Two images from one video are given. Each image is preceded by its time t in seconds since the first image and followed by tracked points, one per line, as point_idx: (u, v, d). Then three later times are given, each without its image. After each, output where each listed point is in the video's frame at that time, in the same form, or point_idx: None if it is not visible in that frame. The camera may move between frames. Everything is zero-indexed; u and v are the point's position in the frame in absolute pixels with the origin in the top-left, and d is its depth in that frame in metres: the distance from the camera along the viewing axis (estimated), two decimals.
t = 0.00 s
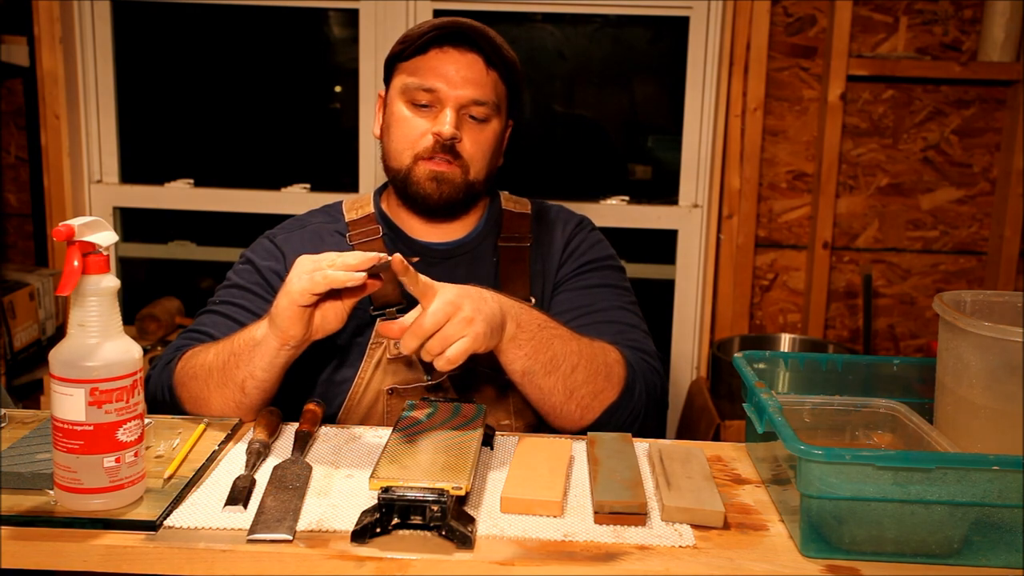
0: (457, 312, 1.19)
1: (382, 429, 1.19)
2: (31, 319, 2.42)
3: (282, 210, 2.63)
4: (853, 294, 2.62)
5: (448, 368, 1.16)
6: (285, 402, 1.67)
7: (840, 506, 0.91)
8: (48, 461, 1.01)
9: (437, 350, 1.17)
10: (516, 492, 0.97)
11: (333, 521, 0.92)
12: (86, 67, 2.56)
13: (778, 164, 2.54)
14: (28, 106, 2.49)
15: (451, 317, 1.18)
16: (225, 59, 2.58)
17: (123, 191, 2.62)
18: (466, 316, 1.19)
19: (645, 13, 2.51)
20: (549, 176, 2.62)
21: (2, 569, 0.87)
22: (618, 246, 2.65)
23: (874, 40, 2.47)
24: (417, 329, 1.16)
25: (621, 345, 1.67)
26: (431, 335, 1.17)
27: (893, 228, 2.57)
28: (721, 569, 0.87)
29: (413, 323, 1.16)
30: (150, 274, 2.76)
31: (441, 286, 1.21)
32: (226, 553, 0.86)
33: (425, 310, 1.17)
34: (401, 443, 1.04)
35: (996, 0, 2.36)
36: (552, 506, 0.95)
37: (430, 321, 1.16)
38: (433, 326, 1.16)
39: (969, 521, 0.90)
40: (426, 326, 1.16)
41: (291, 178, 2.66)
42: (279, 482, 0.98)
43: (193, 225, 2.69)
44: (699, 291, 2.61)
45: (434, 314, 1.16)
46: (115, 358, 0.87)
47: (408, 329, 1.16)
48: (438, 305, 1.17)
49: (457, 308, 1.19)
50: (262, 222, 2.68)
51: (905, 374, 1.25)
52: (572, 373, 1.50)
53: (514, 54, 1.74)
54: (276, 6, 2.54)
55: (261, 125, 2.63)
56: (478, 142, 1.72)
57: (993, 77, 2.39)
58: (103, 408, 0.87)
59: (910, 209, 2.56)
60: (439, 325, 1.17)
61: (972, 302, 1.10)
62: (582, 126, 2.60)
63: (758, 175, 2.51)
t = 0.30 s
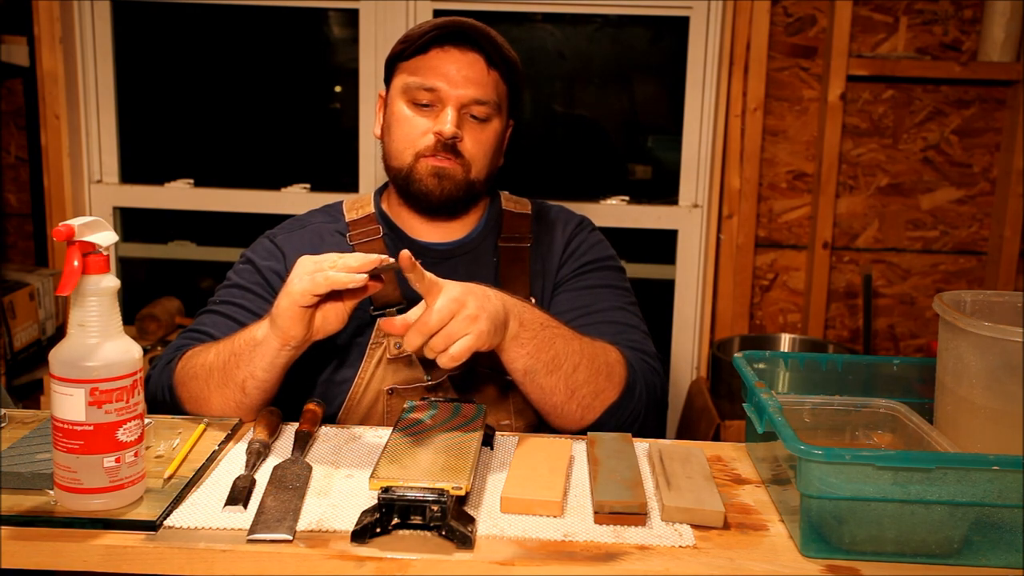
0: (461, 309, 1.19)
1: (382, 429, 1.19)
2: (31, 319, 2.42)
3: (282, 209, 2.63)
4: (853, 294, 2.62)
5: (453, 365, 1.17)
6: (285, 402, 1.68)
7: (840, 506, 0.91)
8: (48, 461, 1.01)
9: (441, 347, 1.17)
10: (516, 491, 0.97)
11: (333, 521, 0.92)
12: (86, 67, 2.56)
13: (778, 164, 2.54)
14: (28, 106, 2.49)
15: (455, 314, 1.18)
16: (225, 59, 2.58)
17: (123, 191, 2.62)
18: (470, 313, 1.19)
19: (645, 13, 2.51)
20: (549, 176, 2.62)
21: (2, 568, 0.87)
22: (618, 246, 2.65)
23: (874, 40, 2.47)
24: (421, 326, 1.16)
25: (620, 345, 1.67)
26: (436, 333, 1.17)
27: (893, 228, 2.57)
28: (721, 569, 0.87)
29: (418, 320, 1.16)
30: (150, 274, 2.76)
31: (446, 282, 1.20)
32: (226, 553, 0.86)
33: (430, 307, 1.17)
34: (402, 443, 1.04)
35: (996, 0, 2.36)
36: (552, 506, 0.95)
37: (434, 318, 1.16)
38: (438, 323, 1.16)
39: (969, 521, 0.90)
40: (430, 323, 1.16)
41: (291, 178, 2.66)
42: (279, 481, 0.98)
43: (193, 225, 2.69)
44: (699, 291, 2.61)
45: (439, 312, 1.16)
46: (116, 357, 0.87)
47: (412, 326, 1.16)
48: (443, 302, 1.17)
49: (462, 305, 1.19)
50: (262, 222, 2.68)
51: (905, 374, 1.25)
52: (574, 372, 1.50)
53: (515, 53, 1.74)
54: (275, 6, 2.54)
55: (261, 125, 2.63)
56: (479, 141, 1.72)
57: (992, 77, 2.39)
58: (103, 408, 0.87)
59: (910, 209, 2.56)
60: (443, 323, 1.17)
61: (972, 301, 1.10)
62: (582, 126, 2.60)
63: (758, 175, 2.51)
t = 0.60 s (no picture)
0: (473, 303, 1.19)
1: (382, 429, 1.19)
2: (31, 319, 2.42)
3: (282, 210, 2.63)
4: (853, 294, 2.62)
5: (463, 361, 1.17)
6: (285, 402, 1.67)
7: (840, 506, 0.91)
8: (48, 461, 1.01)
9: (451, 342, 1.18)
10: (515, 491, 0.97)
11: (333, 521, 0.92)
12: (86, 67, 2.56)
13: (778, 164, 2.54)
14: (28, 106, 2.49)
15: (467, 309, 1.18)
16: (225, 59, 2.58)
17: (123, 191, 2.62)
18: (481, 308, 1.20)
19: (645, 13, 2.51)
20: (549, 176, 2.62)
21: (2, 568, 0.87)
22: (618, 246, 2.64)
23: (874, 40, 2.47)
24: (434, 325, 1.15)
25: (622, 344, 1.67)
26: (448, 329, 1.17)
27: (893, 228, 2.57)
28: (721, 569, 0.87)
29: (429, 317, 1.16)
30: (151, 274, 2.76)
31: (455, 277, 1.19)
32: (226, 553, 0.86)
33: (442, 303, 1.16)
34: (402, 443, 1.04)
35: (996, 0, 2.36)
36: (552, 506, 0.95)
37: (446, 315, 1.16)
38: (448, 319, 1.16)
39: (968, 521, 0.90)
40: (443, 319, 1.16)
41: (291, 178, 2.66)
42: (279, 482, 0.98)
43: (193, 225, 2.69)
44: (699, 291, 2.61)
45: (450, 308, 1.16)
46: (116, 358, 0.87)
47: (422, 322, 1.16)
48: (455, 297, 1.17)
49: (474, 299, 1.19)
50: (262, 222, 2.67)
51: (905, 374, 1.25)
52: (579, 370, 1.50)
53: (515, 52, 1.74)
54: (276, 6, 2.54)
55: (261, 125, 2.63)
56: (480, 140, 1.72)
57: (992, 77, 2.39)
58: (103, 408, 0.87)
59: (910, 209, 2.56)
60: (455, 318, 1.17)
61: (972, 302, 1.10)
62: (583, 126, 2.60)
63: (758, 175, 2.51)
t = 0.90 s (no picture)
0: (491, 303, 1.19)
1: (382, 429, 1.19)
2: (31, 319, 2.42)
3: (282, 210, 2.63)
4: (853, 294, 2.62)
5: (482, 358, 1.17)
6: (285, 402, 1.68)
7: (840, 506, 0.91)
8: (48, 461, 1.01)
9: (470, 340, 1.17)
10: (515, 491, 0.97)
11: (333, 521, 0.92)
12: (86, 68, 2.56)
13: (778, 164, 2.54)
14: (28, 106, 2.49)
15: (485, 307, 1.19)
16: (225, 59, 2.58)
17: (123, 191, 2.62)
18: (499, 308, 1.20)
19: (645, 13, 2.51)
20: (549, 176, 2.62)
21: (2, 568, 0.87)
22: (618, 246, 2.64)
23: (874, 40, 2.46)
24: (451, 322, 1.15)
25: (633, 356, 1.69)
26: (467, 327, 1.17)
27: (893, 228, 2.57)
28: (721, 569, 0.87)
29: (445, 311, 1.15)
30: (151, 274, 2.76)
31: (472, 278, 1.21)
32: (226, 553, 0.86)
33: (460, 302, 1.16)
34: (403, 443, 1.04)
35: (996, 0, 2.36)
36: (552, 506, 0.95)
37: (462, 313, 1.16)
38: (467, 318, 1.16)
39: (968, 521, 0.90)
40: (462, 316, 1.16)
41: (291, 178, 2.66)
42: (279, 482, 0.98)
43: (193, 226, 2.69)
44: (699, 291, 2.61)
45: (466, 306, 1.16)
46: (116, 357, 0.87)
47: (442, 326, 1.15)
48: (472, 297, 1.17)
49: (492, 300, 1.20)
50: (262, 222, 2.68)
51: (905, 374, 1.25)
52: (593, 387, 1.51)
53: (512, 51, 1.74)
54: (276, 6, 2.54)
55: (261, 125, 2.63)
56: (479, 140, 1.72)
57: (992, 77, 2.39)
58: (103, 408, 0.87)
59: (910, 209, 2.56)
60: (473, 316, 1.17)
61: (972, 302, 1.10)
62: (582, 126, 2.60)
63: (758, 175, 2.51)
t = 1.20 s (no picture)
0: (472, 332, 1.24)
1: (382, 429, 1.19)
2: (31, 319, 2.42)
3: (282, 209, 2.63)
4: (853, 294, 2.62)
5: (458, 384, 1.19)
6: (285, 402, 1.68)
7: (840, 506, 0.91)
8: (48, 461, 1.01)
9: (447, 367, 1.20)
10: (515, 491, 0.97)
11: (333, 521, 0.92)
12: (86, 67, 2.56)
13: (778, 164, 2.54)
14: (28, 106, 2.49)
15: (465, 337, 1.23)
16: (225, 59, 2.58)
17: (123, 191, 2.62)
18: (479, 338, 1.25)
19: (645, 13, 2.51)
20: (549, 176, 2.62)
21: (2, 568, 0.87)
22: (618, 246, 2.64)
23: (874, 40, 2.47)
24: (433, 352, 1.19)
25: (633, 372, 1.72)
26: (447, 355, 1.20)
27: (893, 228, 2.57)
28: (721, 569, 0.87)
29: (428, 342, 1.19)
30: (151, 274, 2.76)
31: (455, 311, 1.26)
32: (226, 553, 0.86)
33: (442, 332, 1.21)
34: (403, 443, 1.04)
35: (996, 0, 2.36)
36: (552, 506, 0.95)
37: (444, 342, 1.20)
38: (446, 346, 1.20)
39: (968, 521, 0.90)
40: (444, 345, 1.20)
41: (291, 178, 2.66)
42: (279, 481, 0.98)
43: (193, 226, 2.69)
44: (700, 291, 2.61)
45: (447, 335, 1.21)
46: (116, 358, 0.87)
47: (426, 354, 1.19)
48: (453, 327, 1.22)
49: (473, 330, 1.24)
50: (262, 222, 2.67)
51: (905, 374, 1.25)
52: (586, 412, 1.56)
53: (511, 52, 1.74)
54: (276, 6, 2.54)
55: (261, 125, 2.63)
56: (479, 142, 1.72)
57: (992, 77, 2.39)
58: (103, 408, 0.87)
59: (910, 209, 2.56)
60: (455, 344, 1.21)
61: (972, 301, 1.10)
62: (583, 127, 2.60)
63: (758, 175, 2.51)
